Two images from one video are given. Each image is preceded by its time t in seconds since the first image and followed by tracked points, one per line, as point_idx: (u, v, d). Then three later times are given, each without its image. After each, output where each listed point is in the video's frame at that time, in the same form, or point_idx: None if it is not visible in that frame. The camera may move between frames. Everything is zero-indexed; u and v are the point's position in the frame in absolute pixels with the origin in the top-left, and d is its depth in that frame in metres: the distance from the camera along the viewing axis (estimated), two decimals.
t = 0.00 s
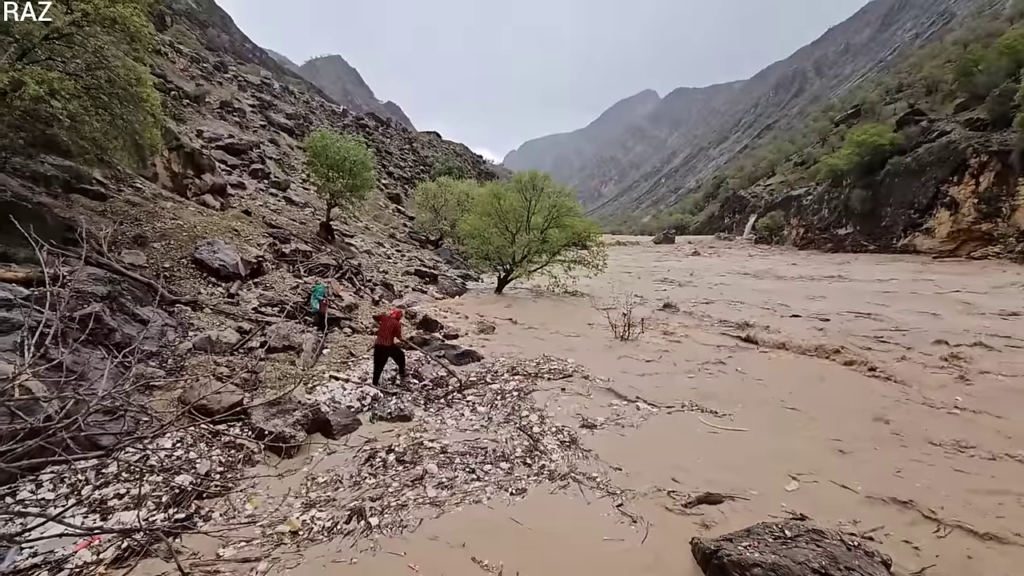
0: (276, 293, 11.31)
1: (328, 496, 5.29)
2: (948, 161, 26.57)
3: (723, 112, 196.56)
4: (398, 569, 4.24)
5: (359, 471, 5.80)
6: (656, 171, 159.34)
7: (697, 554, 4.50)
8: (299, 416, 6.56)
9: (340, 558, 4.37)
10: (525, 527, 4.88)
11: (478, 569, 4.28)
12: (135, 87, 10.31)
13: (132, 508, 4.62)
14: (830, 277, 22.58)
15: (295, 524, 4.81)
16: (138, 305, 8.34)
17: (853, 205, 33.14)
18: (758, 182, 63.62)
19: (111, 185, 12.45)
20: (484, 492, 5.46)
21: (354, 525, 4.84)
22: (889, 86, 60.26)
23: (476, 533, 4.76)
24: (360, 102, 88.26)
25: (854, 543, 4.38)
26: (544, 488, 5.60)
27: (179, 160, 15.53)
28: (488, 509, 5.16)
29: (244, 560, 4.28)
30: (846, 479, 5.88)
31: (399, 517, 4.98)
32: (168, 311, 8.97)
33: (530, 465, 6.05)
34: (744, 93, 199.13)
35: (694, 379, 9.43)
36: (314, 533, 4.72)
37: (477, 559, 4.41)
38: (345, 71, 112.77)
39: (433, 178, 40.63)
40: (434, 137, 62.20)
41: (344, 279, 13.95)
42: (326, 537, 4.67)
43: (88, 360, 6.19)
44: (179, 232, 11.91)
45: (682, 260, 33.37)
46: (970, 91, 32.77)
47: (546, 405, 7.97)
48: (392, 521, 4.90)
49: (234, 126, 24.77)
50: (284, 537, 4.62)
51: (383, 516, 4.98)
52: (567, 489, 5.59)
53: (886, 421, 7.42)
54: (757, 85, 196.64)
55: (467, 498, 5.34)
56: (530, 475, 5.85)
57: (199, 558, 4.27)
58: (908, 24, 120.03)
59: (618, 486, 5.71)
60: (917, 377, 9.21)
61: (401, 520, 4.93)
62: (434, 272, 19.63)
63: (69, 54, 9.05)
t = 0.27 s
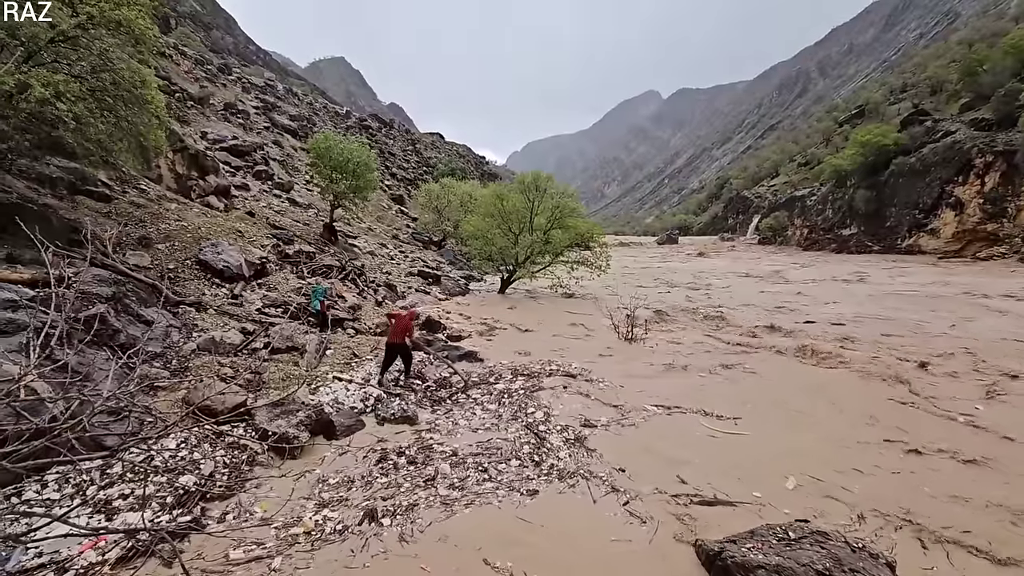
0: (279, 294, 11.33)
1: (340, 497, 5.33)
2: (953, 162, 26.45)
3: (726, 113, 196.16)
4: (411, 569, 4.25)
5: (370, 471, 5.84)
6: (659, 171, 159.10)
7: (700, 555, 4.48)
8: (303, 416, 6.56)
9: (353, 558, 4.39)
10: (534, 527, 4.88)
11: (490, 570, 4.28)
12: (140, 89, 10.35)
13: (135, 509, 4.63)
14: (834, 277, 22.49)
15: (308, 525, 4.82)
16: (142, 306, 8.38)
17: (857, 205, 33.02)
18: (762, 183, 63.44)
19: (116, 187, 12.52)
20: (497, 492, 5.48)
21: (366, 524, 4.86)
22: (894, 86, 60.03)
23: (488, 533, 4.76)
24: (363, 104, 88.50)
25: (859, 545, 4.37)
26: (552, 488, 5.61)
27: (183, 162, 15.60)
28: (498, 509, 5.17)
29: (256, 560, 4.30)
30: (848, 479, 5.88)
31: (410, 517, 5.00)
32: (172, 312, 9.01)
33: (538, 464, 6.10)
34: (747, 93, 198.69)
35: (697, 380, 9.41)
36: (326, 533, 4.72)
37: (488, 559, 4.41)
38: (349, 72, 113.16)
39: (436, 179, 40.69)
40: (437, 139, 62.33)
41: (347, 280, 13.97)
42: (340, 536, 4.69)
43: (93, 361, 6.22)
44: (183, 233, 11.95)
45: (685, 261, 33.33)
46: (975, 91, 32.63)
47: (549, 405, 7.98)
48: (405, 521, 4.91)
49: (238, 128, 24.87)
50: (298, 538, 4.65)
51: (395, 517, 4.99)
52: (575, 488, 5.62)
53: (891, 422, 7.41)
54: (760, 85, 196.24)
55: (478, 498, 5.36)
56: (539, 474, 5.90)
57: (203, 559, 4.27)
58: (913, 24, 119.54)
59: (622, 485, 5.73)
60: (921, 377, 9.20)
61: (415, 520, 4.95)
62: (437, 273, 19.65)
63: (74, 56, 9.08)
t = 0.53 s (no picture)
0: (282, 295, 11.36)
1: (353, 497, 5.35)
2: (956, 161, 26.38)
3: (728, 112, 195.82)
4: (423, 569, 4.25)
5: (381, 471, 5.87)
6: (661, 171, 158.86)
7: (701, 556, 4.47)
8: (305, 417, 6.57)
9: (367, 557, 4.42)
10: (543, 528, 4.88)
11: (502, 570, 4.28)
12: (143, 91, 10.36)
13: (139, 510, 4.64)
14: (836, 278, 22.44)
15: (323, 526, 4.84)
16: (145, 308, 8.41)
17: (860, 205, 32.96)
18: (764, 183, 63.34)
19: (119, 188, 12.57)
20: (510, 491, 5.54)
21: (381, 525, 4.90)
22: (896, 85, 59.86)
23: (498, 535, 4.76)
24: (365, 105, 88.63)
25: (861, 546, 4.36)
26: (558, 489, 5.61)
27: (186, 163, 15.65)
28: (506, 510, 5.17)
29: (269, 560, 4.33)
30: (851, 479, 5.86)
31: (423, 518, 5.03)
32: (175, 313, 9.04)
33: (544, 462, 6.19)
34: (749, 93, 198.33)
35: (699, 380, 9.41)
36: (342, 534, 4.74)
37: (499, 560, 4.41)
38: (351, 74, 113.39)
39: (438, 180, 40.73)
40: (440, 140, 62.39)
41: (349, 281, 14.00)
42: (357, 536, 4.72)
43: (96, 362, 6.24)
44: (186, 235, 11.99)
45: (687, 261, 33.29)
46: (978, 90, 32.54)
47: (553, 404, 8.00)
48: (420, 523, 4.93)
49: (241, 129, 24.94)
50: (314, 538, 4.66)
51: (411, 516, 5.04)
52: (581, 488, 5.64)
53: (895, 422, 7.38)
54: (762, 85, 195.93)
55: (490, 498, 5.39)
56: (547, 473, 5.95)
57: (207, 560, 4.28)
58: (915, 23, 119.18)
59: (625, 485, 5.73)
60: (924, 377, 9.19)
61: (428, 520, 4.98)
62: (440, 274, 19.68)
63: (77, 59, 9.10)
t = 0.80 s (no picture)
0: (281, 296, 11.36)
1: (363, 499, 5.37)
2: (955, 162, 26.40)
3: (727, 113, 195.96)
4: (435, 570, 4.29)
5: (391, 473, 5.90)
6: (660, 172, 158.91)
7: (700, 556, 4.47)
8: (304, 419, 6.56)
9: (381, 558, 4.45)
10: (549, 530, 4.90)
11: (510, 570, 4.31)
12: (142, 93, 10.33)
13: (138, 512, 4.63)
14: (836, 278, 22.45)
15: (337, 527, 4.86)
16: (144, 309, 8.40)
17: (859, 206, 32.99)
18: (763, 184, 63.38)
19: (118, 190, 12.57)
20: (522, 491, 5.59)
21: (395, 526, 4.93)
22: (895, 86, 59.88)
23: (506, 535, 4.79)
24: (365, 107, 88.72)
25: (860, 547, 4.36)
26: (562, 492, 5.61)
27: (185, 164, 15.64)
28: (512, 511, 5.20)
29: (286, 561, 4.34)
30: (854, 481, 5.82)
31: (434, 519, 5.07)
32: (174, 315, 9.03)
33: (547, 460, 6.28)
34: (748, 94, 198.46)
35: (699, 381, 9.41)
36: (359, 535, 4.77)
37: (507, 561, 4.44)
38: (350, 75, 113.48)
39: (438, 181, 40.73)
40: (439, 141, 62.41)
41: (349, 282, 14.01)
42: (375, 538, 4.74)
43: (94, 363, 6.23)
44: (186, 236, 11.99)
45: (686, 262, 33.30)
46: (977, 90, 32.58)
47: (553, 404, 8.02)
48: (434, 524, 4.98)
49: (240, 131, 24.94)
50: (329, 540, 4.67)
51: (426, 517, 5.09)
52: (584, 488, 5.67)
53: (896, 422, 7.36)
54: (762, 86, 196.10)
55: (501, 498, 5.44)
56: (551, 472, 6.01)
57: (207, 561, 4.28)
58: (914, 24, 119.31)
59: (627, 486, 5.73)
60: (923, 376, 9.22)
61: (441, 521, 5.03)
62: (439, 275, 19.67)
63: (75, 60, 9.09)
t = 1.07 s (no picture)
0: (277, 298, 11.32)
1: (374, 500, 5.38)
2: (949, 163, 26.53)
3: (724, 115, 196.50)
4: (446, 570, 4.31)
5: (399, 475, 5.92)
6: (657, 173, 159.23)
7: (696, 556, 4.47)
8: (300, 420, 6.54)
9: (396, 557, 4.49)
10: (554, 528, 4.94)
11: (518, 569, 4.35)
12: (137, 93, 10.27)
13: (133, 515, 4.61)
14: (832, 279, 22.53)
15: (350, 528, 4.86)
16: (139, 311, 8.36)
17: (855, 207, 33.13)
18: (759, 185, 63.57)
19: (113, 190, 12.52)
20: (529, 489, 5.65)
21: (405, 525, 4.96)
22: (891, 87, 60.15)
23: (512, 534, 4.84)
24: (362, 107, 88.66)
25: (856, 547, 4.37)
26: (564, 491, 5.64)
27: (181, 165, 15.61)
28: (517, 510, 5.24)
29: (304, 561, 4.35)
30: (855, 484, 5.77)
31: (445, 517, 5.11)
32: (169, 316, 9.00)
33: (547, 459, 6.32)
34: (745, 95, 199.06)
35: (696, 381, 9.42)
36: (375, 536, 4.78)
37: (516, 558, 4.48)
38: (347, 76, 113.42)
39: (435, 181, 40.72)
40: (436, 142, 62.42)
41: (345, 283, 13.98)
42: (388, 538, 4.75)
43: (88, 365, 6.19)
44: (181, 237, 11.95)
45: (683, 263, 33.39)
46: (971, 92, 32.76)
47: (552, 405, 8.04)
48: (444, 523, 5.01)
49: (237, 131, 24.88)
50: (344, 541, 4.67)
51: (436, 516, 5.13)
52: (583, 487, 5.71)
53: (892, 423, 7.37)
54: (758, 87, 196.78)
55: (506, 497, 5.49)
56: (553, 471, 6.07)
57: (203, 564, 4.26)
58: (909, 25, 119.86)
59: (625, 486, 5.76)
60: (919, 377, 9.27)
61: (451, 519, 5.08)
62: (436, 276, 19.66)
63: (70, 60, 9.06)
